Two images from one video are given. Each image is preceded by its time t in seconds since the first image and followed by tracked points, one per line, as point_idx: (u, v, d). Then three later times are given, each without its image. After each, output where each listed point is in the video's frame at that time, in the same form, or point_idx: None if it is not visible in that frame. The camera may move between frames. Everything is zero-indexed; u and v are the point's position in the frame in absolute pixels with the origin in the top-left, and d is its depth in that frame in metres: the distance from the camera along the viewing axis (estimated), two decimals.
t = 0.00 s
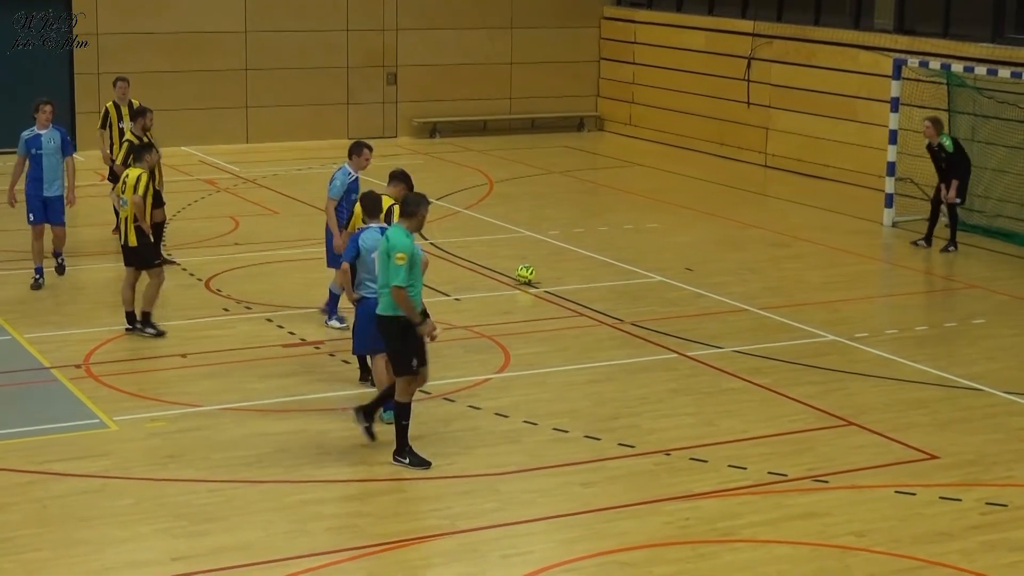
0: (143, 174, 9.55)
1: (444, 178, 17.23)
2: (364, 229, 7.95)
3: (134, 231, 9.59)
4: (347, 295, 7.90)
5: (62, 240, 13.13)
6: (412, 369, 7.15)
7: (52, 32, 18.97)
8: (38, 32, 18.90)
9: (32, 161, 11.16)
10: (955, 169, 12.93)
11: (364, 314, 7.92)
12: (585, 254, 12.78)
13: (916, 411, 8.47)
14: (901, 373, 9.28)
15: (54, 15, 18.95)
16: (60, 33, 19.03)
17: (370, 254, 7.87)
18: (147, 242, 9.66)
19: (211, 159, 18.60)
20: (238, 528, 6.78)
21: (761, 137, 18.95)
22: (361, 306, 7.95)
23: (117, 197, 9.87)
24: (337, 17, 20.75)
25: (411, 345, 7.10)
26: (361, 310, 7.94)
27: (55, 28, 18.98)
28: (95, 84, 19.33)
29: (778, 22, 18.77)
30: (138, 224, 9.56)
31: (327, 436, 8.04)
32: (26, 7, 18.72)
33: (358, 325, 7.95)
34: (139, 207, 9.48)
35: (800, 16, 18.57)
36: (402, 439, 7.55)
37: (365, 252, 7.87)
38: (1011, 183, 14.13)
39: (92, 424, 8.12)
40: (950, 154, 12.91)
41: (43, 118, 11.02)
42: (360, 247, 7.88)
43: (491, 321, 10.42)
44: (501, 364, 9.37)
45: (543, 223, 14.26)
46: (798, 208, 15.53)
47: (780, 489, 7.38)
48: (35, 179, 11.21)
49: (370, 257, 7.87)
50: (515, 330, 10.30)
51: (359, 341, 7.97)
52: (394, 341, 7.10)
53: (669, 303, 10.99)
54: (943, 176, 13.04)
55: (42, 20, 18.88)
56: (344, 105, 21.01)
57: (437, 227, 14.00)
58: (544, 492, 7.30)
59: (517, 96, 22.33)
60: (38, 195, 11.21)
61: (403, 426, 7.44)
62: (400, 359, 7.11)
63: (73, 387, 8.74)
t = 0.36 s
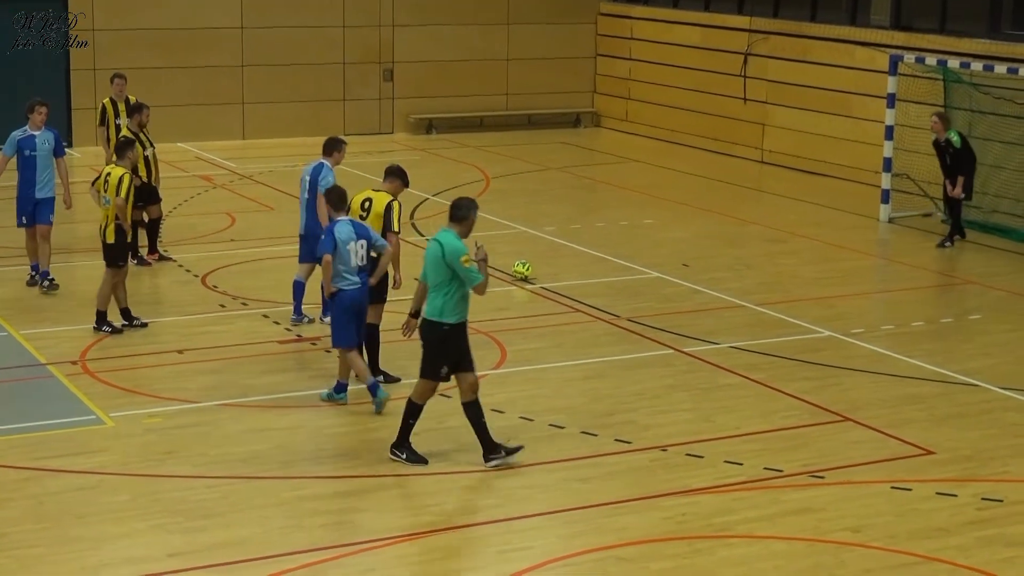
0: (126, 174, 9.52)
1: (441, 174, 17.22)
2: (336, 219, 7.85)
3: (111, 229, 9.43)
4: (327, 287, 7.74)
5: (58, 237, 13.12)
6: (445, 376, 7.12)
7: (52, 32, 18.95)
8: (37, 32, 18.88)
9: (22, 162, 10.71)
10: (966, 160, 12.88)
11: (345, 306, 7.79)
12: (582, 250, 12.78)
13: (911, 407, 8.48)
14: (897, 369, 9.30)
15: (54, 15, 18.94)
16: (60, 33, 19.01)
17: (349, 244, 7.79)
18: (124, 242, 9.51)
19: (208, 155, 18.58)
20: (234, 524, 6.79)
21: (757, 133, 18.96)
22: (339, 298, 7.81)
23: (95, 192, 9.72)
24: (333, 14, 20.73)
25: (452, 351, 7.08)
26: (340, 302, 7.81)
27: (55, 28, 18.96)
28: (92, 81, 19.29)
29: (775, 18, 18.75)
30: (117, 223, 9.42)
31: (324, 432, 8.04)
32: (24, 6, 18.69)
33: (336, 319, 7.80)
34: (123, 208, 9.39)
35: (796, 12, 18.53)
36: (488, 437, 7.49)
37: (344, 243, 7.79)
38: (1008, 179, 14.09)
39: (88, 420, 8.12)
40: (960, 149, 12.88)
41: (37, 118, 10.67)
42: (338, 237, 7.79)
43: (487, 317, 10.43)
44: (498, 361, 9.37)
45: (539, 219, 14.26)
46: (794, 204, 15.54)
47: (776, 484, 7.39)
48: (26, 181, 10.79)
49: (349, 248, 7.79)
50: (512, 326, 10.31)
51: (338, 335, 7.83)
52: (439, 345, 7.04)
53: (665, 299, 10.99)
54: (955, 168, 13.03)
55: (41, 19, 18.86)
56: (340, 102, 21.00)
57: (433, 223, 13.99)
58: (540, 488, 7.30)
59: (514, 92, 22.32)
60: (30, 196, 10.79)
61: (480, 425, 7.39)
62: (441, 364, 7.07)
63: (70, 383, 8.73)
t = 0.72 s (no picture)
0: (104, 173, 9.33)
1: (430, 171, 17.22)
2: (295, 211, 7.84)
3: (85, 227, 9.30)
4: (294, 280, 7.79)
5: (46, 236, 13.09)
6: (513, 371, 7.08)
7: (48, 32, 18.93)
8: (33, 32, 18.86)
9: (12, 163, 10.63)
10: (961, 146, 12.90)
11: (311, 296, 7.91)
12: (570, 245, 12.78)
13: (901, 399, 8.50)
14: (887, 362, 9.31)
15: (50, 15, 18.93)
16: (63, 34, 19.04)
17: (311, 236, 7.84)
18: (100, 239, 9.40)
19: (196, 153, 18.56)
20: (225, 523, 6.78)
21: (745, 127, 18.98)
22: (304, 289, 7.91)
23: (71, 187, 9.57)
24: (321, 10, 20.70)
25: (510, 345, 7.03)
26: (305, 292, 7.91)
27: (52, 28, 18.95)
28: (79, 79, 19.23)
29: (762, 12, 18.70)
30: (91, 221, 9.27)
31: (313, 429, 8.03)
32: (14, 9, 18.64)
33: (303, 309, 7.91)
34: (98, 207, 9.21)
35: (784, 7, 18.43)
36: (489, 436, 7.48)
37: (307, 235, 7.83)
38: (995, 172, 14.13)
39: (77, 419, 8.10)
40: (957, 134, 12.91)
41: (29, 120, 10.48)
42: (302, 230, 7.80)
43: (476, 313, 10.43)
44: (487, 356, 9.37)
45: (527, 215, 14.26)
46: (784, 198, 15.56)
47: (766, 478, 7.40)
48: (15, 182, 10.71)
49: (313, 240, 7.85)
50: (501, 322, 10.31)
51: (300, 323, 7.96)
52: (497, 343, 6.98)
53: (655, 294, 11.00)
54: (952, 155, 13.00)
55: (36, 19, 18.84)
56: (328, 98, 21.00)
57: (421, 220, 13.99)
58: (530, 483, 7.31)
59: (502, 88, 22.31)
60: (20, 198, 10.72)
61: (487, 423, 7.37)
62: (501, 360, 7.01)
63: (58, 382, 8.70)
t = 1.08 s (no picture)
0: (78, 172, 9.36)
1: (413, 170, 17.35)
2: (239, 209, 8.18)
3: (69, 227, 9.35)
4: (231, 273, 8.10)
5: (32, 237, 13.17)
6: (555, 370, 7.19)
7: (49, 30, 19.08)
8: (31, 32, 18.98)
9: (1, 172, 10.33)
10: (942, 137, 13.08)
11: (248, 291, 8.18)
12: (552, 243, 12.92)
13: (876, 392, 8.66)
14: (864, 355, 9.46)
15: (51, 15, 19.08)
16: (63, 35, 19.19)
17: (252, 233, 8.15)
18: (84, 237, 9.44)
19: (181, 154, 18.63)
20: (211, 518, 6.90)
21: (722, 126, 19.10)
22: (242, 284, 8.19)
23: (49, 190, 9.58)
24: (303, 12, 20.79)
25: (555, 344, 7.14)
26: (243, 287, 8.19)
27: (52, 27, 19.09)
28: (66, 81, 19.28)
29: (738, 13, 18.88)
30: (74, 221, 9.33)
31: (298, 425, 8.15)
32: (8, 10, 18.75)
33: (239, 304, 8.18)
34: (77, 206, 9.26)
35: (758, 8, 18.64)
36: (565, 437, 7.58)
37: (248, 232, 8.13)
38: (966, 169, 14.27)
39: (65, 417, 8.20)
40: (936, 124, 13.06)
41: (14, 126, 10.25)
42: (242, 226, 8.13)
43: (458, 310, 10.56)
44: (469, 353, 9.50)
45: (509, 214, 14.38)
46: (765, 195, 15.71)
47: (743, 471, 7.55)
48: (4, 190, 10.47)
49: (253, 238, 8.15)
50: (483, 319, 10.44)
51: (235, 317, 8.23)
52: (546, 343, 7.06)
53: (635, 290, 11.14)
54: (935, 145, 13.14)
55: (34, 20, 18.96)
56: (311, 99, 21.08)
57: (404, 219, 14.10)
58: (512, 477, 7.45)
59: (484, 88, 22.40)
60: (12, 207, 10.51)
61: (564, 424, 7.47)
62: (549, 361, 7.10)
63: (46, 380, 8.80)
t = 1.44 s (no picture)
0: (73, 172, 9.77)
1: (397, 172, 17.86)
2: (212, 207, 8.86)
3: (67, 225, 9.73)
4: (200, 266, 8.77)
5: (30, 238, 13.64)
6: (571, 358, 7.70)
7: (50, 30, 19.42)
8: (32, 32, 19.33)
9: (13, 177, 10.69)
10: (891, 140, 13.56)
11: (214, 282, 8.81)
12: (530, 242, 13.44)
13: (834, 379, 9.19)
14: (825, 345, 9.99)
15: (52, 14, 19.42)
16: (65, 35, 19.55)
17: (221, 229, 8.81)
18: (82, 234, 9.83)
19: (176, 158, 19.10)
20: (208, 501, 7.40)
21: (685, 130, 19.67)
22: (210, 275, 8.84)
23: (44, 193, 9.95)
24: (291, 24, 21.28)
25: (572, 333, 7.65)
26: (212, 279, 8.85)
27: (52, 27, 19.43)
28: (67, 90, 19.69)
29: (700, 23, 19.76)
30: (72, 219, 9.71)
31: (288, 413, 8.65)
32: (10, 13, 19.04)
33: (204, 293, 8.80)
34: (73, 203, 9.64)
35: (721, 17, 19.43)
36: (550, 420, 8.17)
37: (217, 228, 8.81)
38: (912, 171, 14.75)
39: (67, 406, 8.69)
40: (889, 126, 13.53)
41: (19, 134, 10.60)
42: (212, 222, 8.80)
43: (438, 304, 11.07)
44: (449, 344, 10.01)
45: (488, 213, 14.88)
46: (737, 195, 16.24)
47: (706, 453, 8.08)
48: (15, 196, 10.76)
49: (222, 233, 8.81)
50: (462, 312, 10.95)
51: (206, 307, 8.88)
52: (569, 332, 7.58)
53: (609, 284, 11.66)
54: (883, 145, 13.66)
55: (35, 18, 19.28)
56: (299, 106, 21.55)
57: (387, 219, 14.58)
58: (490, 460, 7.97)
59: (462, 95, 22.97)
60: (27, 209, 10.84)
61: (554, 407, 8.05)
62: (571, 349, 7.62)
63: (50, 372, 9.27)
